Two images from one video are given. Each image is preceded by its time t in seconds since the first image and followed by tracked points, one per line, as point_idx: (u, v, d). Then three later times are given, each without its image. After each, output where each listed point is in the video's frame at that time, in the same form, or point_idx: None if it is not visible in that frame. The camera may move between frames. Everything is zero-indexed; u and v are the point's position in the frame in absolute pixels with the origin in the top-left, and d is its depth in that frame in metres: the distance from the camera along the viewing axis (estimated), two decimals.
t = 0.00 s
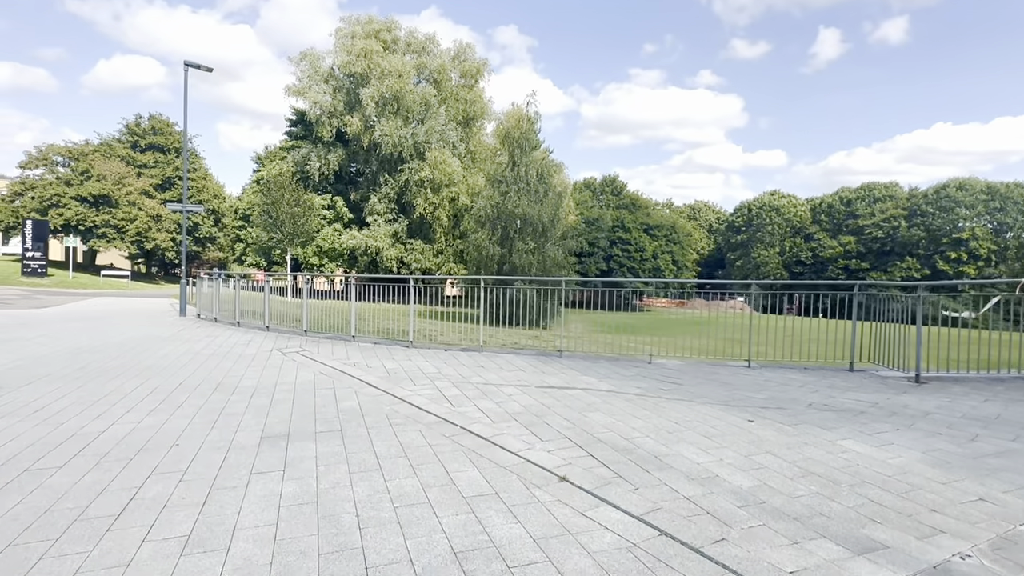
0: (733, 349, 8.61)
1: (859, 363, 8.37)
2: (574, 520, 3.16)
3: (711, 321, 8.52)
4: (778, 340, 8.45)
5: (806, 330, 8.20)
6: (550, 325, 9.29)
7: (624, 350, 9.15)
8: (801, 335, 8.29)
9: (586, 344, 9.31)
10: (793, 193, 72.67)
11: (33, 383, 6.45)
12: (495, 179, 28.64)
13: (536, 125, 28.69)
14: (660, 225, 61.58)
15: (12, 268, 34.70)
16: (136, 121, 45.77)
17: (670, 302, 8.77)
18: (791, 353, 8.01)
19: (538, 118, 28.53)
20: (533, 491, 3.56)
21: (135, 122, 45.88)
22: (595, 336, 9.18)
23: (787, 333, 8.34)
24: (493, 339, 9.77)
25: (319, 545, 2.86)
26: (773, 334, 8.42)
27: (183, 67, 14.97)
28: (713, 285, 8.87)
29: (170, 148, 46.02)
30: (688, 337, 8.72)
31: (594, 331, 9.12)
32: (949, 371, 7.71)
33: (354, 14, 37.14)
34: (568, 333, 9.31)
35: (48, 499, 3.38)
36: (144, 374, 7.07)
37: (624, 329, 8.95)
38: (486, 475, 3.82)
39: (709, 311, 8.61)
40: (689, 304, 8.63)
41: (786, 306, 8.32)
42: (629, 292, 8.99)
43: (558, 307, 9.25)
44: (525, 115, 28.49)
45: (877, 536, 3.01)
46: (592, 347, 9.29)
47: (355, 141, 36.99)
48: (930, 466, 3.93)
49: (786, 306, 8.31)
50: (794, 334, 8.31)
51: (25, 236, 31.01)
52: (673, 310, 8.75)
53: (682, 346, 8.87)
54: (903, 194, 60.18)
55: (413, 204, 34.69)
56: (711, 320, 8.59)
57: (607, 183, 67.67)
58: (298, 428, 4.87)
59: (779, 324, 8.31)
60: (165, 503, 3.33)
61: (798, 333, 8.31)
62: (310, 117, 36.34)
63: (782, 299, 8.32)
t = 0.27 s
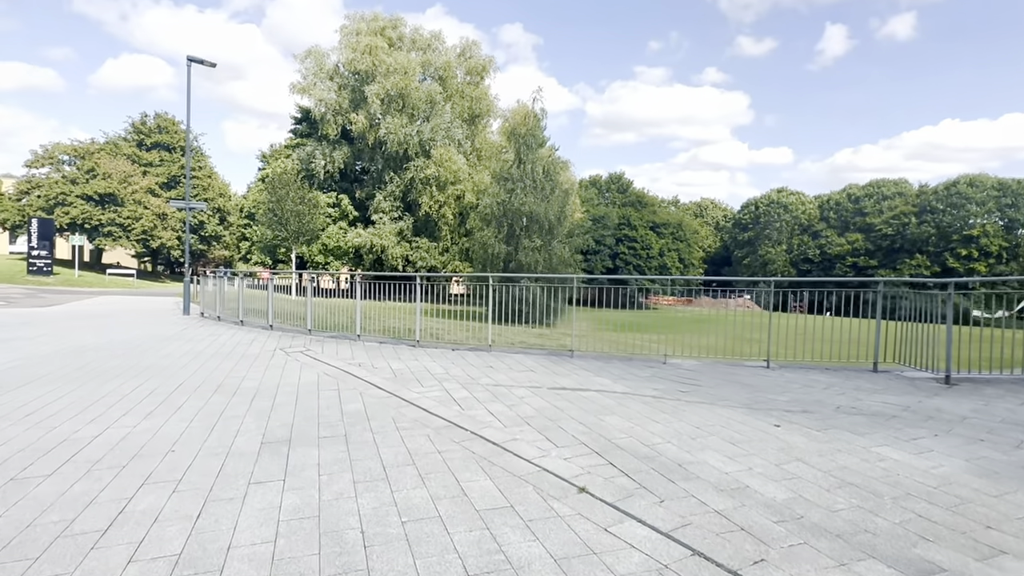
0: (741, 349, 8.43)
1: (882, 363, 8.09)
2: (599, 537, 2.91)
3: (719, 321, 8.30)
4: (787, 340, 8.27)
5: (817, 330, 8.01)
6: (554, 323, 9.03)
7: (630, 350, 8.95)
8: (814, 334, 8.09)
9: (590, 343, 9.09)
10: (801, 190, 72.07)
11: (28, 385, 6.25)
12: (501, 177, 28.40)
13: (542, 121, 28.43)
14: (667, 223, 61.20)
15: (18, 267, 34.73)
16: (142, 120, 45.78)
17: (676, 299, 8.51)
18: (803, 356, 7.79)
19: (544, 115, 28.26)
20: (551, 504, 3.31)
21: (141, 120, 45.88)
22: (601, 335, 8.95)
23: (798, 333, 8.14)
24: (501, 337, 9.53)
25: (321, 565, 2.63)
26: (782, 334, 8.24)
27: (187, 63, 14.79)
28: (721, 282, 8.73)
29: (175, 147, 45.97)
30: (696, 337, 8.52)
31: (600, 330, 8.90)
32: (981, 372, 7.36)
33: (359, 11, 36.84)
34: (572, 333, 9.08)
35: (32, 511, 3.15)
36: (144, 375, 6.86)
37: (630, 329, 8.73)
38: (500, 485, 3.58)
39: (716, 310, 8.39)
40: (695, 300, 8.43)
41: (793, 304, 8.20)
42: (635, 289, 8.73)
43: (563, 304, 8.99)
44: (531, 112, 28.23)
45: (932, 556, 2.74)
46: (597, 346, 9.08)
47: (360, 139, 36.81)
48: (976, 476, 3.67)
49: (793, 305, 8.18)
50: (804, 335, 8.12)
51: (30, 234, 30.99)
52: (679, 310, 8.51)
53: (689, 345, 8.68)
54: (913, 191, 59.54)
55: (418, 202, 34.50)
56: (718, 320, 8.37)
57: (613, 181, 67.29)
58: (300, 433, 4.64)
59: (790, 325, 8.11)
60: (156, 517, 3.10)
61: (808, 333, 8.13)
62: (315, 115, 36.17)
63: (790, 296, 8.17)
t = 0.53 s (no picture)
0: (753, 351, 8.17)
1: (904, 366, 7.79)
2: (623, 563, 2.66)
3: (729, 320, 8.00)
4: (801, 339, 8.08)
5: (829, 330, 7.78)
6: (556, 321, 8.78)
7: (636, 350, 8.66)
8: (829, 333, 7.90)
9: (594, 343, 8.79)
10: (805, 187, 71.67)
11: (17, 389, 6.00)
12: (504, 174, 28.17)
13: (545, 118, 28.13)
14: (670, 220, 60.88)
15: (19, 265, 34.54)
16: (143, 117, 45.54)
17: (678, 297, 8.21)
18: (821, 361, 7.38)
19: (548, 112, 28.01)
20: (569, 524, 3.06)
21: (141, 117, 45.64)
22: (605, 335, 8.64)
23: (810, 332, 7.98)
24: (508, 338, 9.25)
25: None
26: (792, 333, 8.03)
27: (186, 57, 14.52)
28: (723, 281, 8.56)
29: (176, 143, 45.72)
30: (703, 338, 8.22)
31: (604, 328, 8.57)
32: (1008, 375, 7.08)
33: (361, 8, 36.41)
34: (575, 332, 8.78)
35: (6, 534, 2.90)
36: (138, 378, 6.62)
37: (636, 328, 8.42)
38: (512, 502, 3.33)
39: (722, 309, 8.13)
40: (697, 300, 8.21)
41: (796, 302, 7.96)
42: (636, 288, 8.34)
43: (567, 302, 8.77)
44: (535, 109, 28.00)
45: None
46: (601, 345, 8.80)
47: (362, 136, 36.56)
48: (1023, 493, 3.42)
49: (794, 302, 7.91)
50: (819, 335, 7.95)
51: (30, 232, 30.81)
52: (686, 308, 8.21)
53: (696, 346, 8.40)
54: (917, 189, 59.19)
55: (421, 199, 34.28)
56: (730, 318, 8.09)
57: (615, 178, 66.96)
58: (299, 442, 4.40)
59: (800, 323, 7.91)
60: (142, 540, 2.85)
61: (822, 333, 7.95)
62: (317, 111, 35.90)
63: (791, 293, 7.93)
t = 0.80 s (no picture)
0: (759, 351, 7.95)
1: (922, 368, 7.51)
2: None
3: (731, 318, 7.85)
4: (815, 340, 7.76)
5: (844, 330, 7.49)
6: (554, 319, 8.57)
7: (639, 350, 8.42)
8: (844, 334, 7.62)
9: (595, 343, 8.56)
10: (804, 187, 71.61)
11: None
12: (504, 171, 27.92)
13: (545, 115, 27.89)
14: (669, 219, 60.66)
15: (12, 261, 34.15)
16: (139, 112, 45.15)
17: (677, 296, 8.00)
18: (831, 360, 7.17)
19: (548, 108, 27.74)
20: (589, 540, 2.82)
21: (137, 112, 45.23)
22: (606, 334, 8.41)
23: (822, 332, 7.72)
24: (510, 336, 8.99)
25: None
26: (802, 331, 7.78)
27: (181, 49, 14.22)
28: (721, 280, 8.40)
29: (172, 139, 45.33)
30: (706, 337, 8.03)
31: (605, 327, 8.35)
32: None
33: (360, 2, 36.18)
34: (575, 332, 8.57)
35: None
36: (128, 377, 6.36)
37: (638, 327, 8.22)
38: (526, 514, 3.09)
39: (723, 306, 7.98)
40: (696, 298, 7.96)
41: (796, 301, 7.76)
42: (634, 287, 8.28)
43: (566, 300, 8.55)
44: (534, 105, 27.75)
45: None
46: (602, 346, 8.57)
47: (360, 133, 36.24)
48: None
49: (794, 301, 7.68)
50: (835, 336, 7.66)
51: (24, 227, 30.47)
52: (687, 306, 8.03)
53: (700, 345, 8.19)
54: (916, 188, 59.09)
55: (419, 196, 34.00)
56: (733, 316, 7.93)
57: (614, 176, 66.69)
58: (295, 447, 4.16)
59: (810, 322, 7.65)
60: (122, 558, 2.60)
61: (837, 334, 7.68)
62: (315, 107, 35.56)
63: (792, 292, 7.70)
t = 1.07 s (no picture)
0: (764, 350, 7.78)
1: (939, 372, 7.31)
2: None
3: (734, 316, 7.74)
4: (826, 343, 7.59)
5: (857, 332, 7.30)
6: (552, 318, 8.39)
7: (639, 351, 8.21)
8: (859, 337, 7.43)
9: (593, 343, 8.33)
10: (800, 186, 71.70)
11: None
12: (501, 168, 27.65)
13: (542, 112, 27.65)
14: (665, 218, 60.56)
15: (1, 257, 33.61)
16: (131, 107, 44.58)
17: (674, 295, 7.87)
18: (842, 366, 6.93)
19: (545, 105, 27.47)
20: (614, 568, 2.58)
21: (129, 107, 44.65)
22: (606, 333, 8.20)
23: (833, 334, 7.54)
24: (511, 337, 8.71)
25: None
26: (809, 332, 7.63)
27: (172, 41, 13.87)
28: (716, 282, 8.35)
29: (164, 134, 44.78)
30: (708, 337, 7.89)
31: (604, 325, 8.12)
32: None
33: None
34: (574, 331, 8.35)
35: None
36: (117, 380, 6.09)
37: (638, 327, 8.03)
38: (543, 537, 2.86)
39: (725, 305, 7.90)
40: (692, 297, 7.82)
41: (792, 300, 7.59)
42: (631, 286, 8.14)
43: (565, 299, 8.35)
44: (531, 103, 27.50)
45: None
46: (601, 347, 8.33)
47: (355, 129, 35.86)
48: None
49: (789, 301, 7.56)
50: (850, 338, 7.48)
51: (13, 223, 29.99)
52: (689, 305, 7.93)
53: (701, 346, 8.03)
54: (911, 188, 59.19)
55: (415, 193, 33.67)
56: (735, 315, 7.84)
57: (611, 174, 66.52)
58: (292, 459, 3.91)
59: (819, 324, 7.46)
60: None
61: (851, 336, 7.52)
62: (309, 103, 35.16)
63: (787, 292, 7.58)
